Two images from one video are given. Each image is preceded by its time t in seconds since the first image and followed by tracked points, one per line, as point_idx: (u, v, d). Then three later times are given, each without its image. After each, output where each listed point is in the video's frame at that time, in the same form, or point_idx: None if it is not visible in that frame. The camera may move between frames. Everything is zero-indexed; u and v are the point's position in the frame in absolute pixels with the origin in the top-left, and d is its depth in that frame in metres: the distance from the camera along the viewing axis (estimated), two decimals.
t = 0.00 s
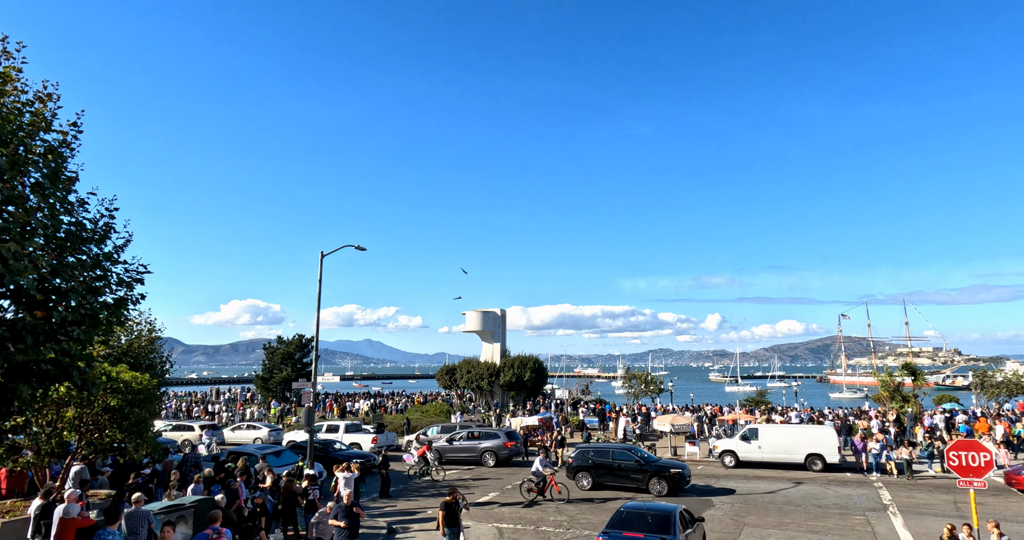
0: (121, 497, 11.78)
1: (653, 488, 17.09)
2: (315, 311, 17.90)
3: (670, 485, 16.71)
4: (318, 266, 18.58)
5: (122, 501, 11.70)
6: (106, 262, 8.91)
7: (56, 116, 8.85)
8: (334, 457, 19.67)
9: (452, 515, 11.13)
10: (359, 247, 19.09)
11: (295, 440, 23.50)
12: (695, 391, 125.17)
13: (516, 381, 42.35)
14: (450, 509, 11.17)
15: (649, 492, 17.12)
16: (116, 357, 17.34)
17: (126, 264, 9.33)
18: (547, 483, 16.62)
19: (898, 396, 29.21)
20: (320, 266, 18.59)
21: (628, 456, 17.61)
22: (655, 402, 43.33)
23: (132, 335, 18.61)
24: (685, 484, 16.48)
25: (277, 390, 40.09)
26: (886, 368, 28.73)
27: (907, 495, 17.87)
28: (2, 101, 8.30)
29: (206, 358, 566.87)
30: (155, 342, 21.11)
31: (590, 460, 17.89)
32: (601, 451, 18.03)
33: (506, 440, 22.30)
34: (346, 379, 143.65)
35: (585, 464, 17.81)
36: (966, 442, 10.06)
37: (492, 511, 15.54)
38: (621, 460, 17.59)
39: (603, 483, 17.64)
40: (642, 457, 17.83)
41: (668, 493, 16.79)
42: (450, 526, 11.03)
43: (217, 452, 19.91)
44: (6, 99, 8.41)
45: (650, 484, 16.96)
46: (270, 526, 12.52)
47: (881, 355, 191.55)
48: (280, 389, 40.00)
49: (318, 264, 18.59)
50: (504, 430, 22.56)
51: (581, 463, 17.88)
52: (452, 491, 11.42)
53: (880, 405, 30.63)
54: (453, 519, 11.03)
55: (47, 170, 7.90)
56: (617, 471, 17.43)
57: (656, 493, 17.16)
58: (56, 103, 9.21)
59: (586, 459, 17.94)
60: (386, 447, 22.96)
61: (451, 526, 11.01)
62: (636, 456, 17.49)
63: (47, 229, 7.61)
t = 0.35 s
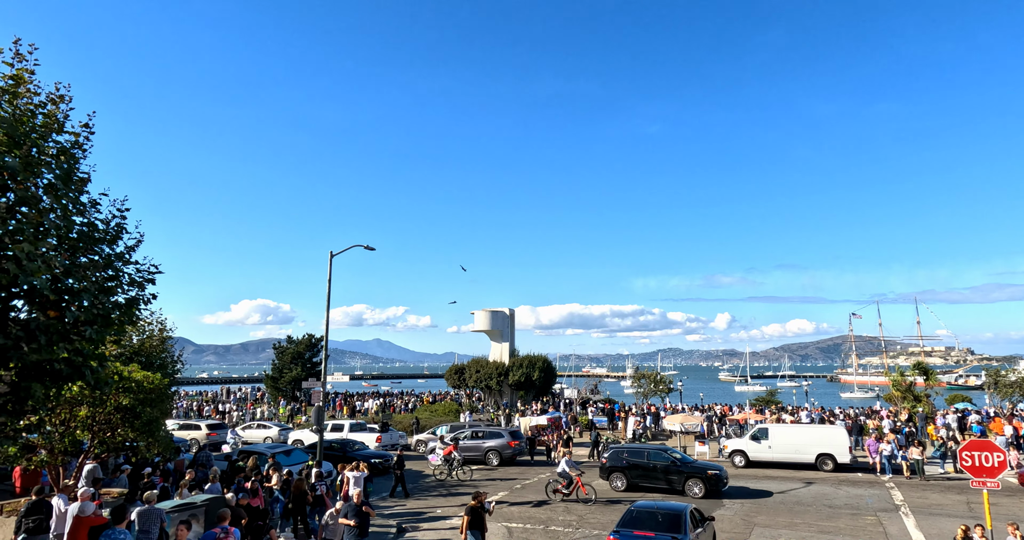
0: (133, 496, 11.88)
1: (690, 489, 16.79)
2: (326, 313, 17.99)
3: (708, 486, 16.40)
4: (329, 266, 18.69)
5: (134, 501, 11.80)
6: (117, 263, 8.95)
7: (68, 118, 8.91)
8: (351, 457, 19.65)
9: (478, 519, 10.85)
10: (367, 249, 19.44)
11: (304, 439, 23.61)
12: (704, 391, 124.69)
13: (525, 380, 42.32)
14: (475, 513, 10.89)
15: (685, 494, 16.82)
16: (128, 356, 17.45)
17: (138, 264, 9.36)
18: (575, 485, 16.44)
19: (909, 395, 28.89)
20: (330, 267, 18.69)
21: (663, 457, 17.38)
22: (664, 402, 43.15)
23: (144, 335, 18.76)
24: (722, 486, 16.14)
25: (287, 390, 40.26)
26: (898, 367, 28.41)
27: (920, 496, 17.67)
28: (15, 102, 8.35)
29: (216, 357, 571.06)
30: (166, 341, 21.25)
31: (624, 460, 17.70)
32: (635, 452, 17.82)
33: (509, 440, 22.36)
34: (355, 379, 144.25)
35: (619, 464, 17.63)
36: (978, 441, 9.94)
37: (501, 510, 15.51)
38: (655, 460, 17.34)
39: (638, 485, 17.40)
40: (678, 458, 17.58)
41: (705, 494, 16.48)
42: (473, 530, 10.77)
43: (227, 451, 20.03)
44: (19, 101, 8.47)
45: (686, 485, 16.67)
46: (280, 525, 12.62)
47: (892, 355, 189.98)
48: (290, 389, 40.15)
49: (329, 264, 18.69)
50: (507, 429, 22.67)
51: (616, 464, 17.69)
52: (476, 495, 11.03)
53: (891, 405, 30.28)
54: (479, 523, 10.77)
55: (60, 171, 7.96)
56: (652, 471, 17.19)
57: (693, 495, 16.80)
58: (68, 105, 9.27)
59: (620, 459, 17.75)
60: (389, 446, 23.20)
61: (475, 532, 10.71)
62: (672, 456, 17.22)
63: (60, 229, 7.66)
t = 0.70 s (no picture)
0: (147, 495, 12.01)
1: (729, 493, 16.39)
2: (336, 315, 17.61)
3: (747, 490, 15.97)
4: (336, 268, 18.18)
5: (146, 500, 11.90)
6: (129, 264, 8.97)
7: (81, 121, 8.95)
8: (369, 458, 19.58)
9: (506, 519, 10.69)
10: (377, 251, 18.79)
11: (313, 439, 23.70)
12: (714, 391, 124.06)
13: (534, 380, 42.24)
14: (501, 512, 10.69)
15: (724, 498, 16.44)
16: (139, 357, 17.56)
17: (150, 265, 9.40)
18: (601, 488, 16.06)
19: (922, 396, 28.57)
20: (338, 269, 18.18)
21: (701, 459, 16.99)
22: (673, 402, 42.91)
23: (156, 336, 18.88)
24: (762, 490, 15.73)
25: (297, 390, 40.41)
26: (910, 368, 28.10)
27: (933, 497, 17.46)
28: (28, 106, 8.40)
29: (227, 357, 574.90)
30: (177, 341, 21.39)
31: (660, 463, 17.38)
32: (671, 454, 17.46)
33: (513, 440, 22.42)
34: (364, 379, 144.76)
35: (654, 467, 17.31)
36: (992, 442, 9.80)
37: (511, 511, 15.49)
38: (692, 463, 16.99)
39: (674, 488, 17.07)
40: (715, 460, 17.19)
41: (745, 498, 16.07)
42: (503, 531, 10.59)
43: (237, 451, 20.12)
44: (32, 104, 8.52)
45: (725, 489, 16.28)
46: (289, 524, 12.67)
47: (904, 355, 188.13)
48: (300, 389, 40.31)
49: (337, 266, 18.21)
50: (511, 429, 22.77)
51: (651, 467, 17.39)
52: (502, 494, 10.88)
53: (904, 406, 29.91)
54: (507, 523, 10.59)
55: (72, 173, 8.00)
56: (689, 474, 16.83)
57: (732, 498, 16.46)
58: (81, 108, 9.31)
59: (655, 461, 17.42)
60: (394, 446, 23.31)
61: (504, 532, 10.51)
62: (710, 459, 16.83)
63: (72, 231, 7.69)
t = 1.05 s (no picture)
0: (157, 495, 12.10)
1: (769, 497, 15.94)
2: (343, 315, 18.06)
3: (787, 494, 15.50)
4: (345, 269, 18.32)
5: (155, 499, 11.99)
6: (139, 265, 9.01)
7: (91, 123, 9.01)
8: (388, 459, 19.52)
9: (532, 523, 10.40)
10: (383, 251, 18.88)
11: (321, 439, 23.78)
12: (722, 391, 123.54)
13: (542, 381, 42.18)
14: (528, 515, 10.41)
15: (764, 502, 15.99)
16: (149, 358, 17.66)
17: (160, 267, 9.43)
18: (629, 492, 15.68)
19: (932, 396, 28.30)
20: (347, 269, 18.32)
21: (739, 462, 16.50)
22: (681, 403, 42.73)
23: (165, 337, 18.99)
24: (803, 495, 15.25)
25: (305, 391, 40.55)
26: (920, 367, 27.81)
27: (943, 499, 17.25)
28: (40, 109, 8.46)
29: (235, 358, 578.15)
30: (187, 342, 21.51)
31: (696, 466, 16.92)
32: (708, 457, 17.01)
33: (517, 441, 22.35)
34: (372, 379, 145.20)
35: (691, 470, 16.85)
36: (1004, 443, 9.61)
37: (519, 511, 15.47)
38: (730, 466, 16.52)
39: (712, 492, 16.63)
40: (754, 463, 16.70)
41: (786, 503, 15.60)
42: (530, 534, 10.33)
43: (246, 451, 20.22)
44: (43, 107, 8.56)
45: (765, 493, 15.82)
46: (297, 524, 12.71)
47: (915, 355, 186.72)
48: (309, 389, 40.44)
49: (345, 267, 18.32)
50: (514, 431, 22.57)
51: (687, 470, 16.95)
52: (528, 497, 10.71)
53: (914, 406, 29.62)
54: (533, 527, 10.32)
55: (82, 176, 8.05)
56: (727, 478, 16.37)
57: (772, 503, 16.00)
58: (91, 110, 9.35)
59: (692, 465, 16.96)
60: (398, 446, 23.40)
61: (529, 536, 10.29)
62: (748, 462, 16.36)
63: (83, 233, 7.74)
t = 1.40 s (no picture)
0: (164, 495, 12.14)
1: (809, 502, 15.38)
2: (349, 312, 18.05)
3: (830, 499, 14.88)
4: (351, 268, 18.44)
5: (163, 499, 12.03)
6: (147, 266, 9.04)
7: (100, 124, 9.06)
8: (402, 460, 19.53)
9: (555, 528, 10.17)
10: (389, 251, 19.06)
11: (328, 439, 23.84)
12: (729, 392, 123.07)
13: (548, 381, 42.13)
14: (551, 520, 10.19)
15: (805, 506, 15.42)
16: (157, 358, 17.75)
17: (167, 267, 9.47)
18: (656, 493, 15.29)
19: (940, 397, 28.07)
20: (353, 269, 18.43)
21: (779, 465, 15.93)
22: (687, 403, 42.60)
23: (173, 337, 19.09)
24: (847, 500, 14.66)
25: (312, 390, 40.67)
26: (928, 367, 27.56)
27: (952, 500, 17.07)
28: (49, 111, 8.52)
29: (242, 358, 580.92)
30: (194, 342, 21.62)
31: (734, 468, 16.40)
32: (746, 459, 16.46)
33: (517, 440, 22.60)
34: (378, 380, 145.65)
35: (728, 473, 16.35)
36: (1013, 443, 9.48)
37: (525, 511, 15.46)
38: (769, 469, 15.95)
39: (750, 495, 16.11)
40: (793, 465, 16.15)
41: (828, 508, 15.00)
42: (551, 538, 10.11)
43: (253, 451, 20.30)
44: (52, 109, 8.62)
45: (805, 497, 15.26)
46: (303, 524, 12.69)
47: (923, 355, 185.55)
48: (315, 389, 40.55)
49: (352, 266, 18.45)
50: (516, 432, 22.72)
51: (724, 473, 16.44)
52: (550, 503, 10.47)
53: (922, 406, 29.38)
54: (556, 531, 10.10)
55: (91, 177, 8.11)
56: (766, 481, 15.82)
57: (814, 507, 15.40)
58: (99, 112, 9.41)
59: (729, 467, 16.45)
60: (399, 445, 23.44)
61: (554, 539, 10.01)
62: (787, 465, 15.81)
63: (91, 234, 7.77)
